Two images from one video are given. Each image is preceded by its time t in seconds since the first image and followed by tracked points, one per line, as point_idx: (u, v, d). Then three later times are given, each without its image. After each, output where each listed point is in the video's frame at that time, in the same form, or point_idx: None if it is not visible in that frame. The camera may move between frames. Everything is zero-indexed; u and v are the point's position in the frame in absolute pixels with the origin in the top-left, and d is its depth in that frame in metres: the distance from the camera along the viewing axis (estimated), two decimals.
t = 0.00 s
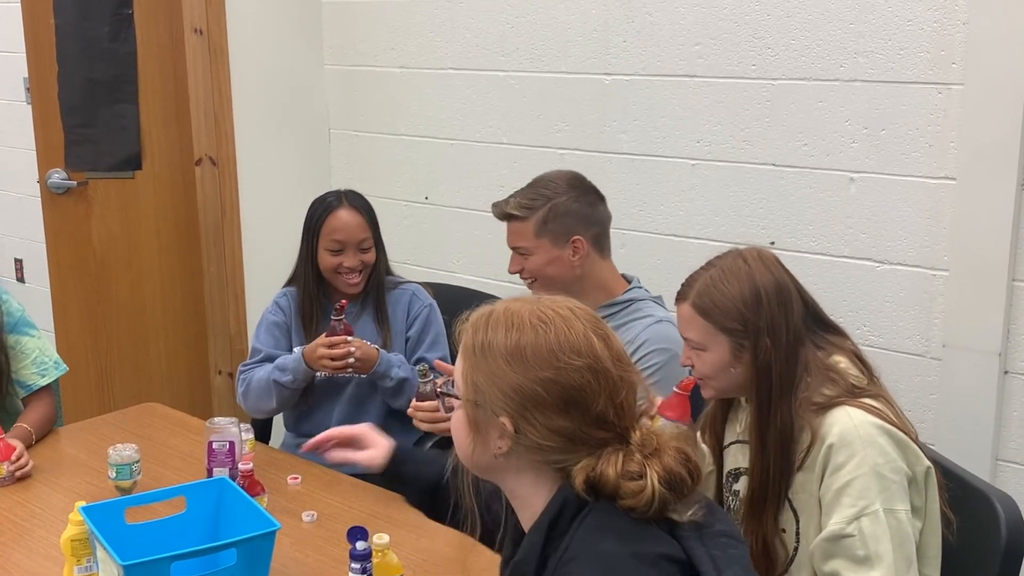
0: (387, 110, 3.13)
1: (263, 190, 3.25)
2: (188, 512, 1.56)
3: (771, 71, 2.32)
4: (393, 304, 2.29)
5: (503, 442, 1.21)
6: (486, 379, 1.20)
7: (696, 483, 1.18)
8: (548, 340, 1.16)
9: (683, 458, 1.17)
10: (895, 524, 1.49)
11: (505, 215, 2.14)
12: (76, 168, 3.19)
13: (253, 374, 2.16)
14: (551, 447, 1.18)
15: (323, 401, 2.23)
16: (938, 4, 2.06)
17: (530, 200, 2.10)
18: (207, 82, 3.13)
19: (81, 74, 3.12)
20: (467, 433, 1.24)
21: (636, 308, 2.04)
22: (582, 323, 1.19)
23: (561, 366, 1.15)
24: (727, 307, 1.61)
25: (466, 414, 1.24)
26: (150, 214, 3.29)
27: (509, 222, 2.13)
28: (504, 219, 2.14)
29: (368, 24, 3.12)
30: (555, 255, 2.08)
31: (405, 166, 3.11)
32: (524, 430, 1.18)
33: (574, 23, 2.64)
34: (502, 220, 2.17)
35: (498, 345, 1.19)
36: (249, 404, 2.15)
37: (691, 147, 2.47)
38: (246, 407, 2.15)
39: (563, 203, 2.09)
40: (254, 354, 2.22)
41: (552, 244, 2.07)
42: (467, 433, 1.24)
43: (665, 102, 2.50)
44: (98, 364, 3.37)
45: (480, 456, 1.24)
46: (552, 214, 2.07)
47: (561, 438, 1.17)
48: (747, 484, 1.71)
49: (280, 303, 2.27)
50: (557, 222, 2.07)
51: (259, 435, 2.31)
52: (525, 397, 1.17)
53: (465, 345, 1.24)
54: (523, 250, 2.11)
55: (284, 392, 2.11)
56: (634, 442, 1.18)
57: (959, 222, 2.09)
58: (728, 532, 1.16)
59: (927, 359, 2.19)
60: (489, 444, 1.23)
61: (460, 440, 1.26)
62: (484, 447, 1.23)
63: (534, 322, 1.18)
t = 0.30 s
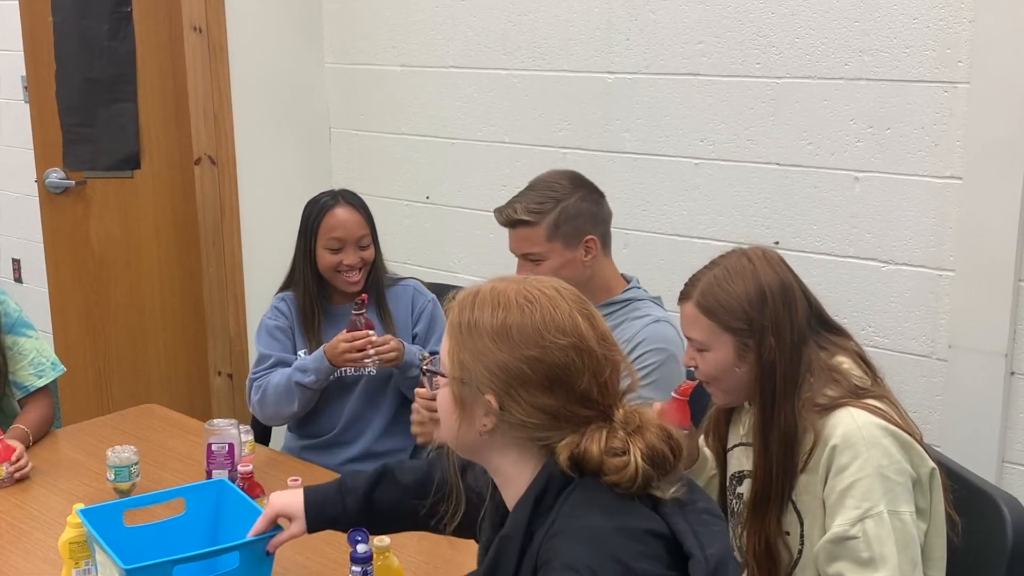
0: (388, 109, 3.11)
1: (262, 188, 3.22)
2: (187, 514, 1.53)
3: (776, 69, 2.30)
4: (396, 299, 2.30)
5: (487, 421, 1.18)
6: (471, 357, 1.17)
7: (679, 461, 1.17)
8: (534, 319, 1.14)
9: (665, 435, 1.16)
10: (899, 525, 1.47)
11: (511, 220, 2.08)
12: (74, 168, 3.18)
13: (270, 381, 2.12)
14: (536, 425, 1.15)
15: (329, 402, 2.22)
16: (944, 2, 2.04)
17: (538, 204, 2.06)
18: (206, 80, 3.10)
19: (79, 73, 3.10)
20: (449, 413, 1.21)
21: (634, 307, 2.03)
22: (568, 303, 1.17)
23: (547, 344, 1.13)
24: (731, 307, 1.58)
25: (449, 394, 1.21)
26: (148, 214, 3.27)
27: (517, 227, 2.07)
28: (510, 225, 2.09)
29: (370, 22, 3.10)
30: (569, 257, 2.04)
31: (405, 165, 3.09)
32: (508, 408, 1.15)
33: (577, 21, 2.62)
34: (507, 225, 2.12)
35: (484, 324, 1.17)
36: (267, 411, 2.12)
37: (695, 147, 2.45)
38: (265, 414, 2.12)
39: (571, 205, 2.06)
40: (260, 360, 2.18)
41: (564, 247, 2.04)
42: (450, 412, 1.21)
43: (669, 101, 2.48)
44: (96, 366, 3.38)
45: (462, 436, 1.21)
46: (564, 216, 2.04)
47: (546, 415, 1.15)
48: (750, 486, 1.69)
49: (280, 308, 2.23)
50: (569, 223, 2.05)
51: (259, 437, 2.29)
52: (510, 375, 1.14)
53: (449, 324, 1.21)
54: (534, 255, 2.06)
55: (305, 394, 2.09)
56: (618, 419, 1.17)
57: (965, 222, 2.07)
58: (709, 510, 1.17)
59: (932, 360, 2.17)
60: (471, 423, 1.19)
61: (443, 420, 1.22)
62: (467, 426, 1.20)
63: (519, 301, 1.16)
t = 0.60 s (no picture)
0: (389, 108, 3.09)
1: (261, 187, 3.20)
2: (180, 532, 1.54)
3: (780, 68, 2.28)
4: (394, 299, 2.28)
5: (476, 413, 1.16)
6: (459, 348, 1.15)
7: (665, 455, 1.17)
8: (521, 310, 1.13)
9: (652, 427, 1.16)
10: (904, 529, 1.45)
11: (501, 215, 2.10)
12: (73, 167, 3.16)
13: (273, 387, 2.09)
14: (523, 415, 1.13)
15: (331, 403, 2.19)
16: None
17: (525, 201, 2.06)
18: (205, 79, 3.09)
19: (77, 71, 3.10)
20: (439, 405, 1.19)
21: (635, 311, 2.00)
22: (556, 295, 1.15)
23: (533, 334, 1.12)
24: (733, 309, 1.57)
25: (438, 385, 1.19)
26: (147, 214, 3.25)
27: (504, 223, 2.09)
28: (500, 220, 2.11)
29: (370, 21, 3.09)
30: (552, 258, 2.03)
31: (406, 165, 3.07)
32: (496, 399, 1.14)
33: (580, 20, 2.60)
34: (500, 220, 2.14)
35: (472, 315, 1.15)
36: (271, 416, 2.09)
37: (699, 146, 2.43)
38: (271, 418, 2.09)
39: (562, 204, 2.04)
40: (261, 365, 2.16)
41: (546, 247, 2.04)
42: (440, 404, 1.19)
43: (672, 100, 2.46)
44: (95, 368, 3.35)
45: (453, 428, 1.19)
46: (546, 217, 2.03)
47: (533, 406, 1.13)
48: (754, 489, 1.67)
49: (277, 312, 2.21)
50: (552, 224, 2.03)
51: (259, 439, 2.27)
52: (497, 365, 1.12)
53: (439, 316, 1.20)
54: (519, 253, 2.07)
55: (311, 397, 2.06)
56: (603, 411, 1.15)
57: (971, 222, 2.05)
58: (698, 507, 1.15)
59: (938, 361, 2.15)
60: (461, 415, 1.18)
61: (434, 412, 1.21)
62: (457, 418, 1.18)
63: (507, 292, 1.15)
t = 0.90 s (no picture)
0: (390, 107, 3.07)
1: (260, 186, 3.18)
2: (179, 534, 1.52)
3: (784, 66, 2.26)
4: (393, 300, 2.26)
5: (483, 417, 1.16)
6: (464, 352, 1.15)
7: (673, 458, 1.14)
8: (525, 311, 1.12)
9: (659, 431, 1.13)
10: (910, 532, 1.43)
11: (518, 217, 2.08)
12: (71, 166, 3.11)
13: (275, 387, 2.07)
14: (529, 419, 1.13)
15: (334, 405, 2.18)
16: None
17: (542, 203, 2.05)
18: (204, 78, 3.08)
19: (75, 70, 3.07)
20: (447, 409, 1.19)
21: (658, 314, 1.98)
22: (560, 296, 1.14)
23: (537, 336, 1.11)
24: (736, 309, 1.54)
25: (446, 390, 1.19)
26: (146, 214, 3.23)
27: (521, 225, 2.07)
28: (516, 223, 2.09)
29: (372, 20, 3.07)
30: (569, 259, 2.01)
31: (408, 164, 3.06)
32: (501, 403, 1.13)
33: (583, 17, 2.58)
34: (519, 222, 2.12)
35: (476, 318, 1.15)
36: (273, 418, 2.07)
37: (702, 145, 2.41)
38: (273, 418, 2.07)
39: (579, 207, 2.02)
40: (260, 367, 2.13)
41: (563, 248, 2.01)
42: (447, 409, 1.19)
43: (676, 99, 2.44)
44: (93, 371, 3.29)
45: (461, 433, 1.19)
46: (563, 218, 2.01)
47: (538, 409, 1.12)
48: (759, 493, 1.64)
49: (274, 313, 2.18)
50: (569, 225, 2.01)
51: (258, 442, 2.25)
52: (502, 368, 1.12)
53: (445, 320, 1.20)
54: (535, 254, 2.05)
55: (315, 396, 2.04)
56: (610, 415, 1.14)
57: (977, 222, 2.03)
58: (705, 516, 1.12)
59: (944, 362, 2.13)
60: (468, 420, 1.18)
61: (442, 417, 1.21)
62: (465, 423, 1.18)
63: (511, 294, 1.14)
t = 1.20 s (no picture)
0: (392, 106, 3.05)
1: (260, 184, 3.16)
2: (178, 537, 1.50)
3: (789, 64, 2.24)
4: (393, 301, 2.24)
5: (502, 438, 1.13)
6: (481, 369, 1.13)
7: (695, 476, 1.10)
8: (539, 325, 1.09)
9: (679, 448, 1.09)
10: (925, 535, 1.41)
11: (528, 212, 2.04)
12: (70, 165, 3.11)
13: (274, 387, 2.04)
14: (549, 438, 1.10)
15: (336, 408, 2.16)
16: None
17: (555, 198, 2.01)
18: (203, 75, 3.02)
19: (73, 67, 3.04)
20: (466, 430, 1.17)
21: (654, 313, 1.97)
22: (576, 308, 1.11)
23: (553, 350, 1.08)
24: (752, 306, 1.53)
25: (465, 410, 1.17)
26: (144, 214, 3.20)
27: (535, 220, 2.03)
28: (528, 218, 2.05)
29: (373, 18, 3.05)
30: (584, 255, 1.99)
31: (409, 163, 3.04)
32: (519, 422, 1.11)
33: (585, 15, 2.56)
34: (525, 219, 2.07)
35: (491, 334, 1.12)
36: (273, 419, 2.04)
37: (706, 144, 2.39)
38: (273, 421, 2.04)
39: (592, 201, 2.01)
40: (259, 368, 2.09)
41: (580, 244, 1.99)
42: (466, 430, 1.17)
43: (680, 97, 2.42)
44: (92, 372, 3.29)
45: (481, 454, 1.16)
46: (581, 213, 1.99)
47: (557, 427, 1.09)
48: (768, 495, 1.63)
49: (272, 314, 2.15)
50: (586, 220, 1.99)
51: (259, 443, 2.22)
52: (518, 385, 1.09)
53: (462, 338, 1.17)
54: (550, 251, 2.01)
55: (316, 397, 2.02)
56: (630, 431, 1.10)
57: (984, 222, 2.01)
58: (739, 539, 1.10)
59: (950, 363, 2.11)
60: (488, 440, 1.15)
61: (462, 438, 1.18)
62: (484, 444, 1.15)
63: (526, 308, 1.11)
